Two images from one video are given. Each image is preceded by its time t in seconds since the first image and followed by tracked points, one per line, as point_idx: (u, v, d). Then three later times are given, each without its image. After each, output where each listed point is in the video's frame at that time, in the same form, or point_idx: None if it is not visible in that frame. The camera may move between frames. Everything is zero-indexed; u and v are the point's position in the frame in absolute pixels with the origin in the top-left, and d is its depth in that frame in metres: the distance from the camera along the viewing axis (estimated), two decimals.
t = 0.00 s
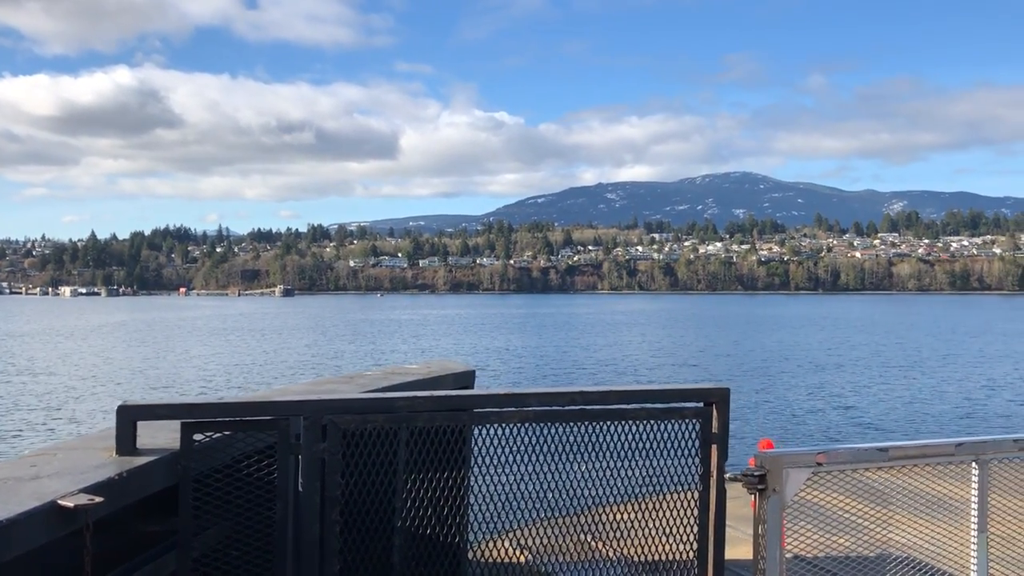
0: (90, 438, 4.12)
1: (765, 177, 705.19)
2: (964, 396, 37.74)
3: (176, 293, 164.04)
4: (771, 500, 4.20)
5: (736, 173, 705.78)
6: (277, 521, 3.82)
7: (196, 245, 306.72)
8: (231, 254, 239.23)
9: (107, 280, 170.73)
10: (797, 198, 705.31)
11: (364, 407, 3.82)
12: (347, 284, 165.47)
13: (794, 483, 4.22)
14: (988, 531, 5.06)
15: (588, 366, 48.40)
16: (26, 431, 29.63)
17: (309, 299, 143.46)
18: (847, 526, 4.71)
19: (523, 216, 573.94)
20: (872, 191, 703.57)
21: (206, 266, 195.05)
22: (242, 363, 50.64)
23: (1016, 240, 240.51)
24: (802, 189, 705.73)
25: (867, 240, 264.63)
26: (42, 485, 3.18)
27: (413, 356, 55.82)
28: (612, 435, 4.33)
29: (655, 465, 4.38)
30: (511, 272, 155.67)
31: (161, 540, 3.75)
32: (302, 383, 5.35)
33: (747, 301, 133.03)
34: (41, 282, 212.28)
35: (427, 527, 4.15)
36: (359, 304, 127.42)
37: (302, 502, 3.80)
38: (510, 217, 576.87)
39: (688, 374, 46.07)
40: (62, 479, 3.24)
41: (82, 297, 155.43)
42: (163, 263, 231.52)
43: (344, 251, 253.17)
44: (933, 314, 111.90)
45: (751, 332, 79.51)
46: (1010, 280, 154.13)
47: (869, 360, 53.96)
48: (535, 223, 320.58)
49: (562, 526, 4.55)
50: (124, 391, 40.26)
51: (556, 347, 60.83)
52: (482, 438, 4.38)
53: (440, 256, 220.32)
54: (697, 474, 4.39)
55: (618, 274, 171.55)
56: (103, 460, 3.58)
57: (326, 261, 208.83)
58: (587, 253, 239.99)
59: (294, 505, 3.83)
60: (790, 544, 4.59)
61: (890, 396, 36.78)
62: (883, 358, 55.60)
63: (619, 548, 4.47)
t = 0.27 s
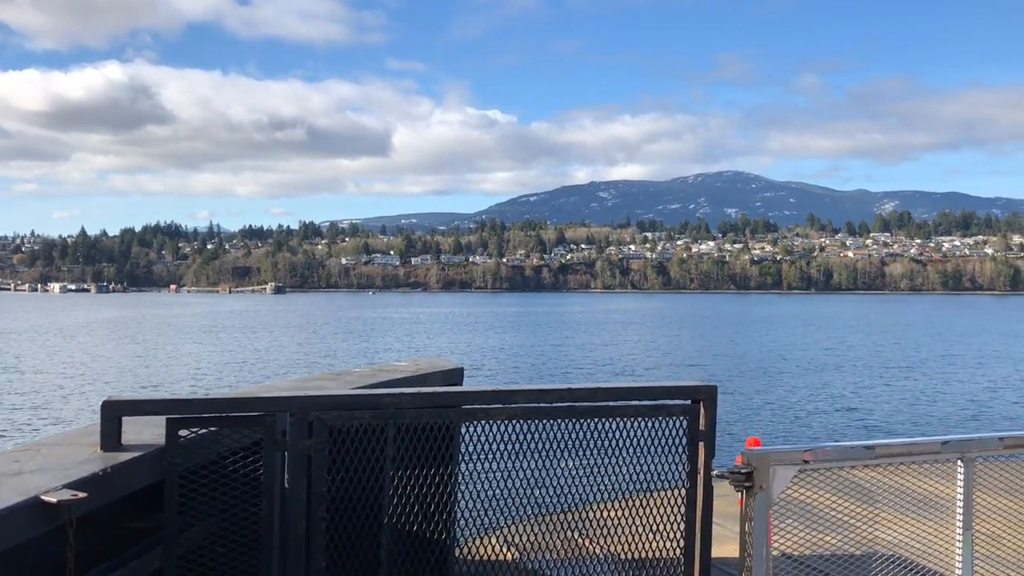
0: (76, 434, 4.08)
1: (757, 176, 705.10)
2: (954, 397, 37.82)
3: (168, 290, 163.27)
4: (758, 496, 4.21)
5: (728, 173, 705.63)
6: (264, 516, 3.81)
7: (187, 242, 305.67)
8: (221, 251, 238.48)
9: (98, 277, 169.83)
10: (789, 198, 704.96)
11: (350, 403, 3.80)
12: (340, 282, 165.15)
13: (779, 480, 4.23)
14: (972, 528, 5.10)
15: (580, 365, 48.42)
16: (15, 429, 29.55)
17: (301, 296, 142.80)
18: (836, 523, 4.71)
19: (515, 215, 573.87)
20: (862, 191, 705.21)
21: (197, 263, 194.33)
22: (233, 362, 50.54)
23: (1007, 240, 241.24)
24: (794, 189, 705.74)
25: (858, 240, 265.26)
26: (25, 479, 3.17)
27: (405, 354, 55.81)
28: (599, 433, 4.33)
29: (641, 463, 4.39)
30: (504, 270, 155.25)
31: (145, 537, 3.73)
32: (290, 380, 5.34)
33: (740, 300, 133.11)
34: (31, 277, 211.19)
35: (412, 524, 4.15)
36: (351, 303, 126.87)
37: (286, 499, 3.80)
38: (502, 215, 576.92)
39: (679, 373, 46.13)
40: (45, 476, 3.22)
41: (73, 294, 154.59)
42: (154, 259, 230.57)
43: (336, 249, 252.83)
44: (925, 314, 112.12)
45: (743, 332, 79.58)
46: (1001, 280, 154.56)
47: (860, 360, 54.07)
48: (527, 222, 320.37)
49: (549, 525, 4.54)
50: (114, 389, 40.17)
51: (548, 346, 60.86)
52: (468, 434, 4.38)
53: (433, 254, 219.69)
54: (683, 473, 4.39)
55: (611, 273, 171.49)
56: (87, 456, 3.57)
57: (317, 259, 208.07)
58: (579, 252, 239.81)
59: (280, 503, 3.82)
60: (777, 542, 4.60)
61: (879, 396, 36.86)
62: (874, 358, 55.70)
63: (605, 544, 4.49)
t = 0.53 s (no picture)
0: (61, 429, 4.08)
1: (748, 176, 705.28)
2: (943, 398, 37.94)
3: (158, 287, 162.58)
4: (743, 493, 4.23)
5: (720, 173, 705.76)
6: (252, 516, 3.81)
7: (177, 239, 304.98)
8: (213, 247, 238.02)
9: (88, 273, 168.98)
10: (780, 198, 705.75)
11: (335, 401, 3.81)
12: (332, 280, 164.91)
13: (767, 478, 4.24)
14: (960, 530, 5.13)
15: (571, 364, 48.50)
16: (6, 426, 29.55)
17: (292, 293, 142.27)
18: (821, 522, 4.74)
19: (506, 213, 573.91)
20: (853, 191, 705.92)
21: (189, 259, 193.91)
22: (223, 359, 50.47)
23: (998, 241, 242.10)
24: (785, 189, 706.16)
25: (849, 241, 266.11)
26: (8, 478, 3.14)
27: (395, 352, 55.83)
28: (587, 432, 4.36)
29: (628, 460, 4.40)
30: (497, 268, 154.91)
31: (132, 536, 3.72)
32: (279, 377, 5.32)
33: (732, 300, 133.38)
34: (20, 273, 210.15)
35: (398, 522, 4.14)
36: (343, 300, 126.57)
37: (275, 495, 3.79)
38: (493, 213, 577.10)
39: (670, 372, 46.19)
40: (27, 473, 3.20)
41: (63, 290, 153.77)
42: (144, 256, 229.73)
43: (328, 246, 252.64)
44: (916, 315, 112.47)
45: (735, 332, 79.70)
46: (992, 281, 155.11)
47: (850, 360, 54.24)
48: (519, 220, 320.44)
49: (541, 520, 4.52)
50: (103, 387, 40.12)
51: (539, 345, 60.90)
52: (457, 432, 4.39)
53: (425, 253, 219.24)
54: (670, 471, 4.41)
55: (603, 272, 171.53)
56: (74, 453, 3.55)
57: (309, 256, 207.82)
58: (571, 250, 239.95)
59: (267, 501, 3.82)
60: (764, 541, 4.63)
61: (869, 396, 36.96)
62: (865, 358, 55.85)
63: (593, 542, 4.50)
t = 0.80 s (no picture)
0: (45, 430, 4.03)
1: (739, 176, 705.39)
2: (933, 398, 38.03)
3: (149, 285, 161.60)
4: (732, 493, 4.23)
5: (711, 172, 705.61)
6: (238, 516, 3.80)
7: (167, 237, 303.66)
8: (203, 246, 237.33)
9: (78, 272, 167.86)
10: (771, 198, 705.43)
11: (323, 400, 3.79)
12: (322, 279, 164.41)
13: (753, 477, 4.25)
14: (945, 528, 5.16)
15: (563, 364, 48.50)
16: None
17: (283, 292, 141.48)
18: (808, 521, 4.74)
19: (497, 212, 573.40)
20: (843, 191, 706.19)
21: (179, 258, 193.13)
22: (214, 359, 50.31)
23: (988, 242, 242.97)
24: (776, 189, 705.86)
25: (840, 241, 266.82)
26: None
27: (386, 351, 55.79)
28: (575, 431, 4.36)
29: (617, 459, 4.41)
30: (489, 268, 154.25)
31: (114, 536, 3.70)
32: (266, 375, 5.32)
33: (724, 300, 133.43)
34: (9, 271, 208.92)
35: (388, 521, 4.11)
36: (334, 300, 125.95)
37: (259, 496, 3.78)
38: (484, 212, 576.80)
39: (661, 372, 46.25)
40: (11, 473, 3.18)
41: (52, 288, 152.78)
42: (133, 255, 228.49)
43: (319, 245, 252.08)
44: (907, 316, 112.67)
45: (725, 331, 79.76)
46: (983, 282, 155.62)
47: (841, 361, 54.34)
48: (511, 219, 320.32)
49: (526, 521, 4.51)
50: (92, 386, 40.00)
51: (530, 344, 60.88)
52: (444, 433, 4.38)
53: (416, 252, 218.40)
54: (657, 471, 4.41)
55: (595, 271, 171.48)
56: (60, 452, 3.54)
57: (300, 254, 207.07)
58: (563, 249, 239.59)
59: (253, 504, 3.80)
60: (751, 542, 4.63)
61: (860, 397, 37.04)
62: (856, 359, 55.97)
63: (582, 541, 4.53)
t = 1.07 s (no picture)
0: (25, 431, 4.01)
1: (727, 176, 705.46)
2: (920, 399, 38.18)
3: (136, 285, 160.54)
4: (717, 492, 4.23)
5: (699, 173, 705.48)
6: (222, 514, 3.76)
7: (155, 236, 302.29)
8: (191, 245, 236.37)
9: (64, 271, 166.66)
10: (759, 198, 705.02)
11: (310, 400, 3.77)
12: (310, 278, 163.88)
13: (740, 478, 4.25)
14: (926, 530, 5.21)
15: (551, 365, 48.53)
16: None
17: (270, 292, 140.70)
18: (792, 520, 4.77)
19: (485, 213, 573.04)
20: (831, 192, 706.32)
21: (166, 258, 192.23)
22: (201, 360, 50.17)
23: (974, 243, 244.28)
24: (764, 189, 705.66)
25: (828, 241, 267.82)
26: None
27: (375, 352, 55.76)
28: (560, 431, 4.35)
29: (602, 461, 4.39)
30: (478, 269, 153.62)
31: (100, 535, 3.69)
32: (250, 377, 5.30)
33: (713, 301, 133.69)
34: None
35: (372, 521, 4.10)
36: (322, 300, 125.27)
37: (244, 496, 3.76)
38: (473, 212, 576.59)
39: (650, 373, 46.33)
40: None
41: (38, 288, 151.63)
42: (120, 254, 227.24)
43: (307, 244, 251.47)
44: (894, 316, 113.13)
45: (713, 332, 79.92)
46: (971, 282, 156.32)
47: (830, 361, 54.49)
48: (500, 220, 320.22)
49: (511, 522, 4.50)
50: (79, 386, 39.92)
51: (519, 345, 60.89)
52: (430, 432, 4.36)
53: (405, 252, 217.67)
54: (642, 472, 4.42)
55: (584, 272, 171.54)
56: (40, 452, 3.49)
57: (288, 253, 206.43)
58: (552, 249, 239.16)
59: (234, 503, 3.79)
60: (735, 541, 4.64)
61: (847, 397, 37.17)
62: (844, 359, 56.11)
63: (569, 543, 4.46)
